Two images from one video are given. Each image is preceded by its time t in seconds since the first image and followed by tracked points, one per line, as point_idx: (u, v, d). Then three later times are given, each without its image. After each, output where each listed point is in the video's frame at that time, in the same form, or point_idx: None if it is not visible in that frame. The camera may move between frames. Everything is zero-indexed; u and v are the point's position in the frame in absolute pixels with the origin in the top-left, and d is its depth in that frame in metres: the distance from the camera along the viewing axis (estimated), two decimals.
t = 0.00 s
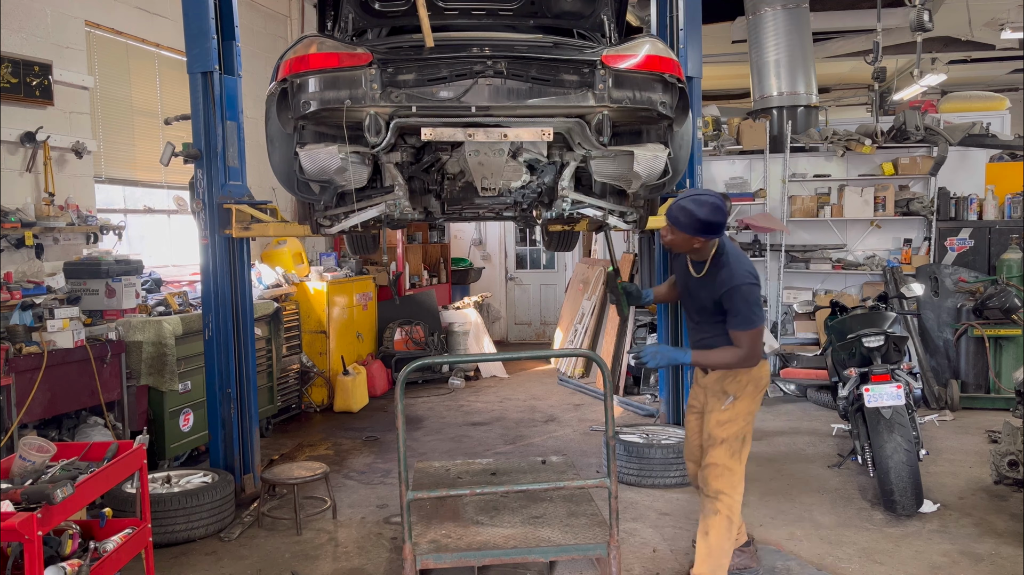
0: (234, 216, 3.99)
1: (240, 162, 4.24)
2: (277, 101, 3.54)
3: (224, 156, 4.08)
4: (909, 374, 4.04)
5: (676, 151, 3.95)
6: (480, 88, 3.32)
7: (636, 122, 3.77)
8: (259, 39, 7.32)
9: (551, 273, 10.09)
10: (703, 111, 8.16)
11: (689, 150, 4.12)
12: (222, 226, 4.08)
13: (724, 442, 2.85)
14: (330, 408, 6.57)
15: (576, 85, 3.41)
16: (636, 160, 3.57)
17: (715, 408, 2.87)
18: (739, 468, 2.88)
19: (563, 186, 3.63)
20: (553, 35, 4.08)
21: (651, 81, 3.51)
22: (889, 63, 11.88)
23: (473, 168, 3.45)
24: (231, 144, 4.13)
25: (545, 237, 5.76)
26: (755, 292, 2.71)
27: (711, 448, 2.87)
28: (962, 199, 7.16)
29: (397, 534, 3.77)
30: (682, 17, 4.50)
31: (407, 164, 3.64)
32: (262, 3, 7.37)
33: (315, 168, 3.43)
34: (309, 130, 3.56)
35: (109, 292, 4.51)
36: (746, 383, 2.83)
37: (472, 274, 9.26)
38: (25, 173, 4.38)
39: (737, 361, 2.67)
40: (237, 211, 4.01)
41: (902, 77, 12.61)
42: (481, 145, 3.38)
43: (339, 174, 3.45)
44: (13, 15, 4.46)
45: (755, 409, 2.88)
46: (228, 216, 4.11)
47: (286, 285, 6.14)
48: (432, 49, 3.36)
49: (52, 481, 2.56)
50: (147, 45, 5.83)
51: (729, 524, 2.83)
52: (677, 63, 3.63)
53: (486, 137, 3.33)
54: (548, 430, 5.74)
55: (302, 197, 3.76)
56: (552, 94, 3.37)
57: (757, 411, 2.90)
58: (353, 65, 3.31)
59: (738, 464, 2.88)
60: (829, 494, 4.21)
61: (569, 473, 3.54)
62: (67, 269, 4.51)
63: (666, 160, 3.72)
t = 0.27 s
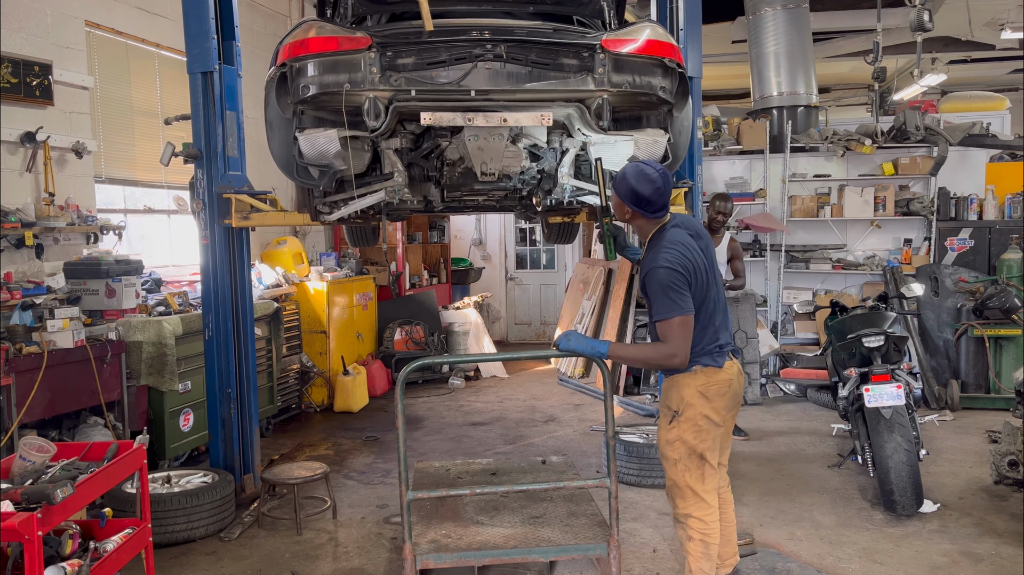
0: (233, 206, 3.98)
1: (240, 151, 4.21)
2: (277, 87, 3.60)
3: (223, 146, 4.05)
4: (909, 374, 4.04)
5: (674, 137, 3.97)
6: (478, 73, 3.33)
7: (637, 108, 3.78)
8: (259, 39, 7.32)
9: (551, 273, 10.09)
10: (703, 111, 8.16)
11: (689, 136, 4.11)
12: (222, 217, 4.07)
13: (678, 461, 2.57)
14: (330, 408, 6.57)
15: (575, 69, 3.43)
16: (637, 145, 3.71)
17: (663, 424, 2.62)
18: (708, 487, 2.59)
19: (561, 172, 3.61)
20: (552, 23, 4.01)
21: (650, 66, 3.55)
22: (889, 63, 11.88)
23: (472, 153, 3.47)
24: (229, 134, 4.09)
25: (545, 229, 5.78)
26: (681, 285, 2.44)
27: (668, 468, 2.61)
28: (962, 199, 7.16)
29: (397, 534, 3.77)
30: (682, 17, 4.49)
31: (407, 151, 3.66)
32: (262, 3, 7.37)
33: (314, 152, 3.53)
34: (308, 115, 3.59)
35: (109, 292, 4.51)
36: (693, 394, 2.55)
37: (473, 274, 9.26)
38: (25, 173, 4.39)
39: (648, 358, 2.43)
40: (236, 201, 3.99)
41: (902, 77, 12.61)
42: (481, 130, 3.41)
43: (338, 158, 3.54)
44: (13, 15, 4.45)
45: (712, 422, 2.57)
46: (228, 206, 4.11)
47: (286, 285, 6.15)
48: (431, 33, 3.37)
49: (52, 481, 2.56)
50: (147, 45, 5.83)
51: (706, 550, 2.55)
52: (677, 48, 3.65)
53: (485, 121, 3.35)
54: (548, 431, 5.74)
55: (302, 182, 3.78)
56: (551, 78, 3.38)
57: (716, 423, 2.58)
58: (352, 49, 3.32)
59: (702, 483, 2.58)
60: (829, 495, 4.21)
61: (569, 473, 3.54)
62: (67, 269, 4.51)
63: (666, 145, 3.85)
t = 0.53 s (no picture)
0: (232, 196, 3.96)
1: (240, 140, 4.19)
2: (275, 71, 3.62)
3: (222, 134, 4.04)
4: (909, 374, 4.04)
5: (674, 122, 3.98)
6: (478, 57, 3.29)
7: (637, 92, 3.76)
8: (259, 39, 7.32)
9: (551, 273, 10.09)
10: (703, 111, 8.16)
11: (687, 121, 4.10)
12: (221, 207, 4.08)
13: (677, 461, 2.57)
14: (330, 408, 6.57)
15: (575, 53, 3.40)
16: (637, 129, 3.70)
17: (660, 422, 2.63)
18: (706, 488, 2.58)
19: (561, 159, 3.65)
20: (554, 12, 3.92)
21: (650, 51, 3.53)
22: (889, 63, 11.88)
23: (471, 138, 3.40)
24: (229, 122, 4.08)
25: (545, 221, 5.81)
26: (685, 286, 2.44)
27: (666, 468, 2.61)
28: (962, 199, 7.16)
29: (397, 534, 3.77)
30: (683, 17, 4.48)
31: (406, 138, 3.64)
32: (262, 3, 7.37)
33: (313, 136, 3.49)
34: (306, 100, 3.59)
35: (109, 292, 4.50)
36: (689, 394, 2.55)
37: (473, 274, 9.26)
38: (25, 173, 4.39)
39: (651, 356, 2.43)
40: (235, 190, 3.98)
41: (903, 77, 12.61)
42: (480, 115, 3.35)
43: (336, 142, 3.51)
44: (13, 15, 4.45)
45: (709, 422, 2.56)
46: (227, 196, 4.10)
47: (286, 285, 6.14)
48: (431, 16, 3.34)
49: (52, 481, 2.56)
50: (147, 45, 5.83)
51: (705, 550, 2.55)
52: (678, 33, 3.63)
53: (484, 106, 3.31)
54: (548, 431, 5.74)
55: (301, 167, 3.76)
56: (551, 62, 3.35)
57: (714, 424, 2.57)
58: (351, 32, 3.31)
59: (700, 482, 2.58)
60: (829, 495, 4.21)
61: (569, 473, 3.54)
62: (67, 269, 4.50)
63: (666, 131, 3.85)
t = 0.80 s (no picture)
0: (232, 185, 3.97)
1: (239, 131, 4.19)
2: (275, 56, 3.45)
3: (221, 124, 4.04)
4: (909, 374, 4.04)
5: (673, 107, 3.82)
6: (477, 41, 3.14)
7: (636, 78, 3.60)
8: (259, 39, 7.31)
9: (551, 273, 10.09)
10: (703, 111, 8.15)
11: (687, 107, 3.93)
12: (220, 196, 4.07)
13: (680, 462, 2.57)
14: (331, 408, 6.57)
15: (574, 38, 3.24)
16: (636, 115, 3.50)
17: (664, 423, 2.62)
18: (709, 489, 2.59)
19: (559, 146, 3.51)
20: None
21: (650, 35, 3.38)
22: (889, 63, 11.88)
23: (472, 124, 3.26)
24: (229, 112, 4.08)
25: (545, 214, 5.77)
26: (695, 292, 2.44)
27: (669, 469, 2.60)
28: (962, 199, 7.15)
29: (397, 534, 3.77)
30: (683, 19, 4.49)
31: (406, 124, 3.50)
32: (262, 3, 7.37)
33: (312, 121, 3.33)
34: (306, 85, 3.44)
35: (109, 292, 4.50)
36: (694, 395, 2.55)
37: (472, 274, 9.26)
38: (24, 173, 4.39)
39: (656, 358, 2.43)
40: (233, 180, 3.98)
41: (902, 77, 12.61)
42: (480, 99, 3.20)
43: (336, 125, 3.35)
44: (13, 15, 4.45)
45: (713, 424, 2.56)
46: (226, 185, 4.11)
47: (286, 285, 6.14)
48: None
49: (52, 481, 2.56)
50: (147, 45, 5.83)
51: (706, 551, 2.55)
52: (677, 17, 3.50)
53: (484, 91, 3.16)
54: (548, 431, 5.74)
55: (299, 153, 3.62)
56: (551, 47, 3.19)
57: (718, 425, 2.57)
58: (350, 16, 3.16)
59: (704, 483, 2.58)
60: (829, 495, 4.21)
61: (569, 473, 3.54)
62: (66, 269, 4.50)
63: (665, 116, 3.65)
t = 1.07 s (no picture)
0: (231, 176, 3.99)
1: (239, 123, 4.21)
2: (275, 43, 3.33)
3: (222, 117, 4.05)
4: (909, 374, 4.04)
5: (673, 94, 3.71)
6: (477, 27, 3.01)
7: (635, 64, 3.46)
8: (258, 38, 7.31)
9: (551, 273, 10.09)
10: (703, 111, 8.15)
11: (686, 93, 3.81)
12: (219, 188, 4.06)
13: (677, 463, 2.57)
14: (331, 408, 6.57)
15: (574, 24, 3.11)
16: (633, 100, 3.39)
17: (662, 424, 2.63)
18: (707, 490, 2.58)
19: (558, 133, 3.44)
20: None
21: (650, 21, 3.23)
22: (889, 63, 11.88)
23: (470, 111, 3.16)
24: (228, 106, 4.09)
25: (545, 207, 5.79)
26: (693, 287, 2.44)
27: (666, 469, 2.61)
28: (962, 199, 7.15)
29: (397, 534, 3.77)
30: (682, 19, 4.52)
31: (405, 112, 3.40)
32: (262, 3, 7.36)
33: (311, 108, 3.25)
34: (305, 73, 3.36)
35: (109, 292, 4.50)
36: (690, 396, 2.55)
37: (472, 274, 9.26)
38: (24, 173, 4.39)
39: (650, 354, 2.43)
40: (233, 172, 4.00)
41: (903, 78, 12.61)
42: (479, 86, 3.11)
43: (337, 113, 3.27)
44: (13, 15, 4.44)
45: (710, 425, 2.55)
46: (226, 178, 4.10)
47: (286, 285, 6.15)
48: None
49: (52, 481, 2.56)
50: (146, 45, 5.83)
51: (705, 552, 2.55)
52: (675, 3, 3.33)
53: (483, 78, 3.07)
54: (548, 430, 5.74)
55: (299, 140, 3.60)
56: (552, 35, 3.07)
57: (715, 426, 2.57)
58: (349, 2, 3.03)
59: (702, 484, 2.58)
60: (829, 495, 4.21)
61: (569, 473, 3.54)
62: (67, 269, 4.49)
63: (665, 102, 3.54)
